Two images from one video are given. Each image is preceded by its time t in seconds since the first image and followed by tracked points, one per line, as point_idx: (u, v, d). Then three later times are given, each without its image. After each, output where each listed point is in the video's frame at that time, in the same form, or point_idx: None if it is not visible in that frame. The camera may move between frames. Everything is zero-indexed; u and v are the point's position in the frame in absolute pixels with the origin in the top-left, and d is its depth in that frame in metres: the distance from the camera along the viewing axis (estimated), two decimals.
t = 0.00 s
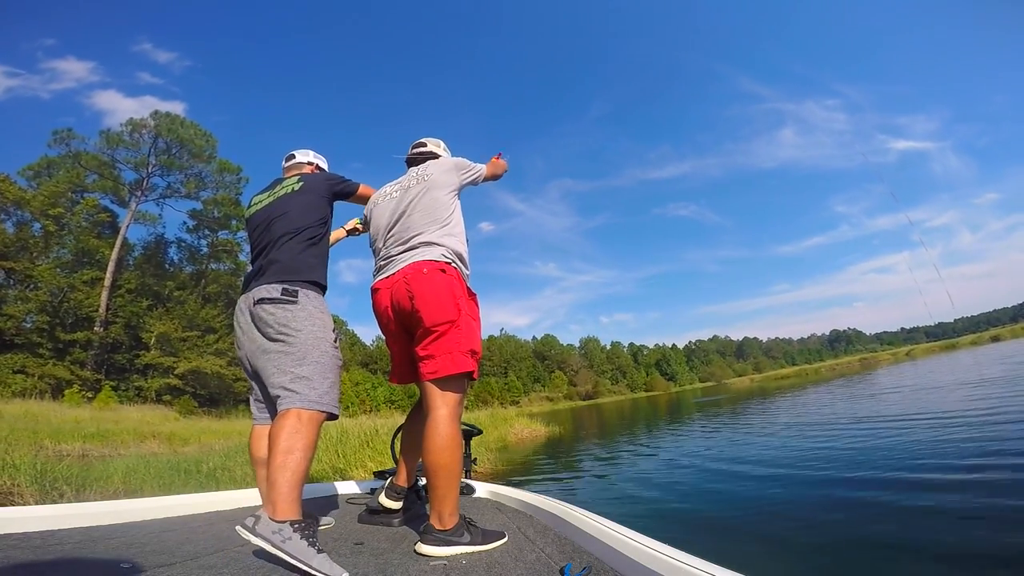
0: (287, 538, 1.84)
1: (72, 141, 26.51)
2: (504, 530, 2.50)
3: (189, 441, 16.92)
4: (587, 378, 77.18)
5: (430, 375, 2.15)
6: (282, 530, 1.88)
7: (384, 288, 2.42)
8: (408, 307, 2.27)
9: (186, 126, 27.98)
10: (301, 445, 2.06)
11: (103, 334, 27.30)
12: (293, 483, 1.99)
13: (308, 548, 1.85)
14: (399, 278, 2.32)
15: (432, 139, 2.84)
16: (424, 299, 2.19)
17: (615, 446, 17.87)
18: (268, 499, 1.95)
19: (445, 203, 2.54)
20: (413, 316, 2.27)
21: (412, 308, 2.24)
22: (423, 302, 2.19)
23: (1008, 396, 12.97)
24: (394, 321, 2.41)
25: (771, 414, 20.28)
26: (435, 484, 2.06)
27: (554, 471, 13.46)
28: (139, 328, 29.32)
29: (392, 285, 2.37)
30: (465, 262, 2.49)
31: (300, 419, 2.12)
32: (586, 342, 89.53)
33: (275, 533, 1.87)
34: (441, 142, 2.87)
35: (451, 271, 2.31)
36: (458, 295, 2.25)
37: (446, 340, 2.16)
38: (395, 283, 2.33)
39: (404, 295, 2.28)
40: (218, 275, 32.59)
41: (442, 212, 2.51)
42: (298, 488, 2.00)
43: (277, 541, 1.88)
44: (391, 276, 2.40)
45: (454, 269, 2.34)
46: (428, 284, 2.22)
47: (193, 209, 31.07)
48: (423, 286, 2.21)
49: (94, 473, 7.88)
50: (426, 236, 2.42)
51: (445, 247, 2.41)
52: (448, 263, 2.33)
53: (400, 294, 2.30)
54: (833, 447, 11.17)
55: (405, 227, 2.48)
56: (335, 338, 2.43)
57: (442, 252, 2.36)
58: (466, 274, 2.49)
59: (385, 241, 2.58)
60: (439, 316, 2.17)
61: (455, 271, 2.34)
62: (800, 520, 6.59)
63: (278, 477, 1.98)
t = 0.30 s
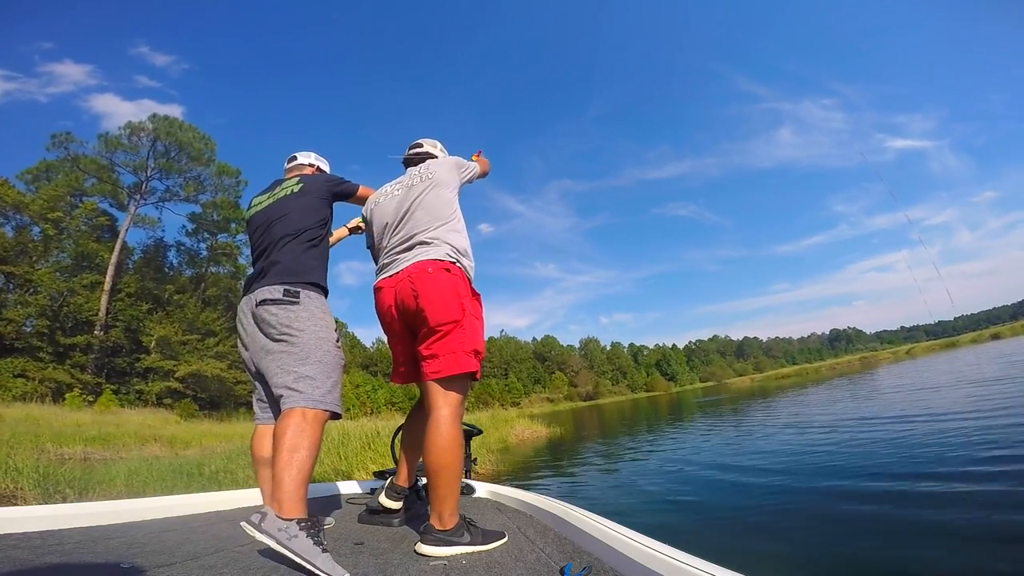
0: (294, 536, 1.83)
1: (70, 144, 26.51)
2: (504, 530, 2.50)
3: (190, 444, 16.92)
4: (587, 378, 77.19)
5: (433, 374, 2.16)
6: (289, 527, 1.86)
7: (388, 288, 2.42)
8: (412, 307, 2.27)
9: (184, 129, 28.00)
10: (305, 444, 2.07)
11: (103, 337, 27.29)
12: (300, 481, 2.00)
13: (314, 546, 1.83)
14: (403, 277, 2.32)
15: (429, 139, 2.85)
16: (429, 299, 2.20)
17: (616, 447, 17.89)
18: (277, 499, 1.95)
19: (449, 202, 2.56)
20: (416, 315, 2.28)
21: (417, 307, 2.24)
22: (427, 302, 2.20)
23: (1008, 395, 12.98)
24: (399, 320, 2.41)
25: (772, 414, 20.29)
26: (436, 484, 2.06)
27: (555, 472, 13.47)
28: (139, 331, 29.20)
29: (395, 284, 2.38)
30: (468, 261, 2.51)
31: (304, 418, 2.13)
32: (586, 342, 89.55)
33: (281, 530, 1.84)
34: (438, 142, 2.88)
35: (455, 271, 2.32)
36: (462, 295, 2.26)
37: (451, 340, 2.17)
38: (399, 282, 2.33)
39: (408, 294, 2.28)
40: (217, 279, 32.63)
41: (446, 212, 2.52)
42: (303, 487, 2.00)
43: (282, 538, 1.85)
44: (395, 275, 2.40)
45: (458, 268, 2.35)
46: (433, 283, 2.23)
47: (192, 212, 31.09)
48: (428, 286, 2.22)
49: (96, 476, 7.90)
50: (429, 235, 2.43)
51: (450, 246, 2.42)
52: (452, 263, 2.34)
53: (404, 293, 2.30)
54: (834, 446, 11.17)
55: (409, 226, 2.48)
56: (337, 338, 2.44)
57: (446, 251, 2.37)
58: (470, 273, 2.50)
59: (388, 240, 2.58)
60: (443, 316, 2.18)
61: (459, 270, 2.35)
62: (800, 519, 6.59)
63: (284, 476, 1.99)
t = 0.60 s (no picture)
0: (273, 531, 1.92)
1: (71, 146, 26.54)
2: (504, 530, 2.51)
3: (191, 445, 16.90)
4: (588, 379, 77.22)
5: (438, 373, 2.16)
6: (264, 520, 1.93)
7: (394, 287, 2.42)
8: (418, 306, 2.27)
9: (185, 130, 28.03)
10: (300, 447, 2.11)
11: (104, 338, 27.29)
12: (283, 478, 2.05)
13: (293, 536, 1.96)
14: (410, 276, 2.33)
15: (428, 140, 2.85)
16: (436, 299, 2.20)
17: (617, 448, 17.90)
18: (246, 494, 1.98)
19: (454, 202, 2.56)
20: (422, 315, 2.28)
21: (423, 307, 2.24)
22: (434, 301, 2.20)
23: (1010, 395, 12.95)
24: (404, 320, 2.42)
25: (773, 415, 20.29)
26: (436, 483, 2.07)
27: (556, 473, 13.47)
28: (140, 333, 29.15)
29: (401, 283, 2.38)
30: (474, 262, 2.52)
31: (306, 422, 2.16)
32: (586, 343, 89.55)
33: (258, 525, 1.92)
34: (437, 143, 2.88)
35: (462, 271, 2.33)
36: (468, 295, 2.28)
37: (457, 340, 2.17)
38: (406, 281, 2.33)
39: (415, 294, 2.28)
40: (218, 280, 32.69)
41: (453, 212, 2.52)
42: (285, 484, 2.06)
43: (260, 533, 1.93)
44: (400, 274, 2.40)
45: (464, 269, 2.36)
46: (440, 283, 2.23)
47: (193, 213, 31.13)
48: (435, 285, 2.23)
49: (98, 477, 7.90)
50: (435, 235, 2.43)
51: (456, 247, 2.43)
52: (458, 263, 2.35)
53: (411, 292, 2.30)
54: (835, 446, 11.18)
55: (415, 225, 2.48)
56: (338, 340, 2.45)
57: (452, 252, 2.38)
58: (476, 274, 2.51)
59: (393, 238, 2.58)
60: (450, 315, 2.18)
61: (465, 271, 2.36)
62: (801, 520, 6.60)
63: (266, 473, 2.04)
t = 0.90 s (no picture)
0: (288, 535, 2.17)
1: (77, 143, 26.63)
2: (503, 529, 2.51)
3: (194, 442, 16.94)
4: (590, 379, 77.20)
5: (444, 373, 2.16)
6: (279, 529, 2.19)
7: (401, 286, 2.42)
8: (426, 305, 2.27)
9: (190, 128, 28.09)
10: (281, 458, 2.25)
11: (108, 335, 27.37)
12: (276, 491, 2.22)
13: (310, 533, 2.22)
14: (419, 275, 2.33)
15: (434, 141, 2.85)
16: (444, 298, 2.20)
17: (618, 448, 17.89)
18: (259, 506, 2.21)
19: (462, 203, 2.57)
20: (430, 313, 2.28)
21: (431, 306, 2.25)
22: (442, 300, 2.20)
23: (1014, 399, 12.89)
24: (410, 320, 2.42)
25: (775, 416, 20.26)
26: (439, 483, 2.07)
27: (557, 473, 13.46)
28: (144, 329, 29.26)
29: (409, 282, 2.38)
30: (481, 262, 2.53)
31: (279, 435, 2.27)
32: (589, 343, 89.49)
33: (275, 534, 2.18)
34: (443, 144, 2.88)
35: (470, 271, 2.34)
36: (476, 296, 2.28)
37: (464, 340, 2.18)
38: (414, 280, 2.33)
39: (424, 293, 2.28)
40: (222, 277, 32.80)
41: (461, 213, 2.53)
42: (280, 497, 2.23)
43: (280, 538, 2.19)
44: (408, 273, 2.40)
45: (472, 269, 2.37)
46: (448, 283, 2.24)
47: (197, 211, 31.20)
48: (444, 285, 2.23)
49: (101, 473, 7.93)
50: (444, 235, 2.43)
51: (465, 247, 2.43)
52: (467, 263, 2.35)
53: (419, 291, 2.30)
54: (837, 448, 11.16)
55: (423, 225, 2.48)
56: (328, 348, 2.52)
57: (461, 251, 2.38)
58: (483, 275, 2.51)
59: (401, 237, 2.59)
60: (458, 316, 2.19)
61: (473, 271, 2.36)
62: (803, 522, 6.58)
63: (264, 490, 2.20)
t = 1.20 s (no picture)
0: (289, 533, 2.18)
1: (78, 143, 26.68)
2: (503, 530, 2.51)
3: (196, 442, 16.96)
4: (590, 378, 77.25)
5: (443, 374, 2.16)
6: (281, 527, 2.20)
7: (400, 287, 2.42)
8: (426, 306, 2.28)
9: (191, 128, 28.11)
10: (294, 455, 2.30)
11: (110, 335, 27.41)
12: (281, 488, 2.25)
13: (310, 532, 2.21)
14: (417, 276, 2.33)
15: (436, 141, 2.85)
16: (444, 299, 2.20)
17: (620, 447, 17.92)
18: (262, 500, 2.22)
19: (462, 203, 2.57)
20: (429, 314, 2.28)
21: (431, 307, 2.25)
22: (442, 300, 2.20)
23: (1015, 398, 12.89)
24: (410, 320, 2.42)
25: (776, 416, 20.27)
26: (439, 484, 2.07)
27: (558, 472, 13.49)
28: (145, 329, 29.30)
29: (408, 283, 2.38)
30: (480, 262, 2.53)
31: (295, 433, 2.33)
32: (589, 342, 89.43)
33: (276, 532, 2.18)
34: (445, 144, 2.88)
35: (469, 273, 2.34)
36: (476, 297, 2.28)
37: (464, 340, 2.18)
38: (414, 281, 2.33)
39: (423, 293, 2.28)
40: (223, 277, 32.87)
41: (461, 213, 2.53)
42: (286, 493, 2.25)
43: (280, 537, 2.19)
44: (408, 273, 2.40)
45: (472, 270, 2.37)
46: (448, 284, 2.24)
47: (198, 211, 31.24)
48: (444, 286, 2.23)
49: (105, 474, 7.95)
50: (444, 236, 2.44)
51: (464, 248, 2.43)
52: (466, 264, 2.36)
53: (418, 292, 2.30)
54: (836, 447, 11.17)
55: (422, 225, 2.49)
56: (340, 351, 2.61)
57: (461, 253, 2.38)
58: (482, 276, 2.52)
59: (401, 238, 2.58)
60: (458, 316, 2.19)
61: (473, 273, 2.36)
62: (804, 521, 6.59)
63: (271, 486, 2.23)
